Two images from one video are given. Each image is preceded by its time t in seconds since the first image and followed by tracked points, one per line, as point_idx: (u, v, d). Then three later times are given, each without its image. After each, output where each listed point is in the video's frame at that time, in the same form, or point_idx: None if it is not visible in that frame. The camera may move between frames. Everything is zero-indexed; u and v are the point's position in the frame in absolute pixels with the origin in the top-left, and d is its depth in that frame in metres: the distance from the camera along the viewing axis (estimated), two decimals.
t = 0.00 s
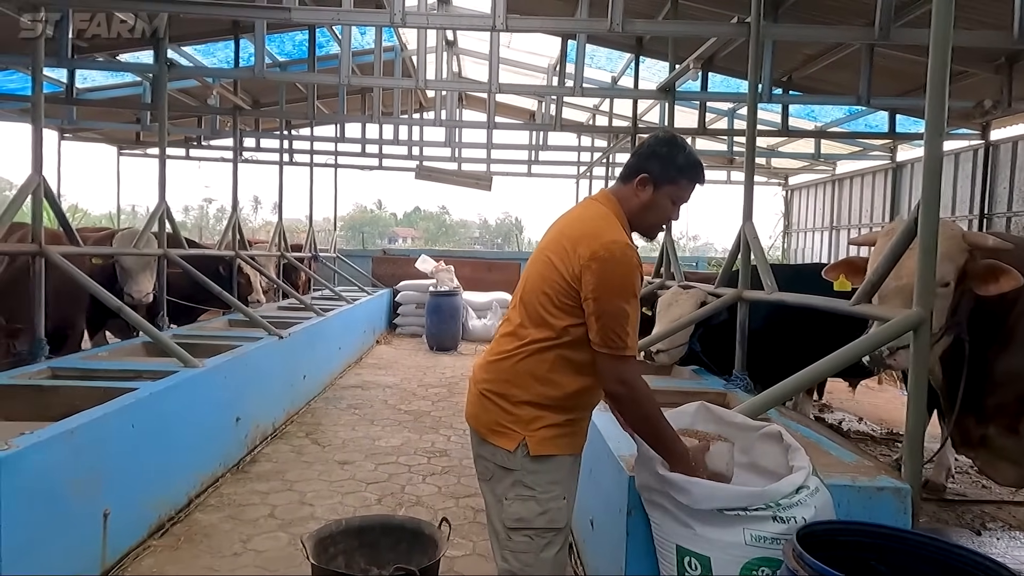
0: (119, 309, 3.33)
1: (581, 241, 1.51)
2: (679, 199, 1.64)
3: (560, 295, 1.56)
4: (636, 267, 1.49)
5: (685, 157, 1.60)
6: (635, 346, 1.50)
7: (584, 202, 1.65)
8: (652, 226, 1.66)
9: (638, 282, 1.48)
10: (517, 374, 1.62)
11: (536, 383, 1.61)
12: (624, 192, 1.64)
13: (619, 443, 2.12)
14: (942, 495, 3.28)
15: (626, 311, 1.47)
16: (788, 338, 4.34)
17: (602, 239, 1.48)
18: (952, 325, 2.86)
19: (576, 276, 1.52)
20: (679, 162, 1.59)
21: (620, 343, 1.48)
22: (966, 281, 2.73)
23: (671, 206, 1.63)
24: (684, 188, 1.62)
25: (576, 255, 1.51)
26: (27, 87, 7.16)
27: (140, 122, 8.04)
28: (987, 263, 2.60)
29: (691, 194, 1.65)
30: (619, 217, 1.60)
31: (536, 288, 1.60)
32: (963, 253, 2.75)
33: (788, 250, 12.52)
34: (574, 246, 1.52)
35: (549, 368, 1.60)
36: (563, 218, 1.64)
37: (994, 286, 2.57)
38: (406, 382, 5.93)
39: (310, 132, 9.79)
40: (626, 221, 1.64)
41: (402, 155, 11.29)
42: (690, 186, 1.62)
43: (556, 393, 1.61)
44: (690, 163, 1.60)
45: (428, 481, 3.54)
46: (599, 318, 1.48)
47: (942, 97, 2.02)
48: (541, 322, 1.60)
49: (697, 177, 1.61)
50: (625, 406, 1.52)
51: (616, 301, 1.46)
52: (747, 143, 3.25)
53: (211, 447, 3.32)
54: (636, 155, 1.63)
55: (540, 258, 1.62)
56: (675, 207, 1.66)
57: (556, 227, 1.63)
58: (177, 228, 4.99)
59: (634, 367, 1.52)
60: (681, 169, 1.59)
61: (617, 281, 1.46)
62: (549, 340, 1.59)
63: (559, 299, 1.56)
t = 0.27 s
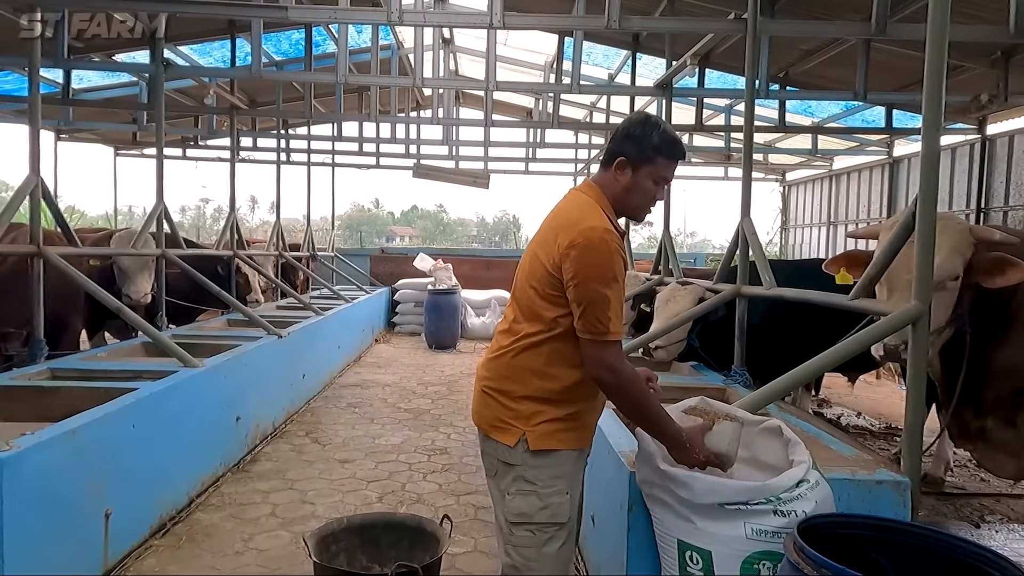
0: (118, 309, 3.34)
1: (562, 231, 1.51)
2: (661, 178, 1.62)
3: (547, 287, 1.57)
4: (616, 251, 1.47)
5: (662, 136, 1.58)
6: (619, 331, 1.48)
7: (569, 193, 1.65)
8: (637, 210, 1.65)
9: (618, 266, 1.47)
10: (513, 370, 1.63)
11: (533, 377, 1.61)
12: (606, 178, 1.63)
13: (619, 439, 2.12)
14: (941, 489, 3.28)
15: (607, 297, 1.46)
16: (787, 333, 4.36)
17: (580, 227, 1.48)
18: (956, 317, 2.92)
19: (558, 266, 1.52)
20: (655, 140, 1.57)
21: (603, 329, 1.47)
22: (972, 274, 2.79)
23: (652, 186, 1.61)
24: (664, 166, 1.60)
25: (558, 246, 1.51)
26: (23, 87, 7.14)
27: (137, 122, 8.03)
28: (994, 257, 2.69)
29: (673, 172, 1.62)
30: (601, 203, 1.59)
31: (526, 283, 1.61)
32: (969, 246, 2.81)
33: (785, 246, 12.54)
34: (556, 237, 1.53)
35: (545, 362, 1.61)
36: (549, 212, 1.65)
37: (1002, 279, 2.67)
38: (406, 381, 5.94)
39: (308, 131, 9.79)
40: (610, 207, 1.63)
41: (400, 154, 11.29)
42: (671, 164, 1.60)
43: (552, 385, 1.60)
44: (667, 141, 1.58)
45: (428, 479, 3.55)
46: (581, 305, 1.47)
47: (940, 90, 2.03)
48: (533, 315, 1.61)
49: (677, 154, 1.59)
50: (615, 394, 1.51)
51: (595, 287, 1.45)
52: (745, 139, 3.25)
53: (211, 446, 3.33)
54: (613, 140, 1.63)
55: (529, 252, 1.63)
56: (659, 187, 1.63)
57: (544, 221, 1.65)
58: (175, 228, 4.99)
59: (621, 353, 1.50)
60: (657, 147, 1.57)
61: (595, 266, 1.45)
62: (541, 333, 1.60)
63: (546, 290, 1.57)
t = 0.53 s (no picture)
0: (116, 309, 3.33)
1: (549, 227, 1.52)
2: (655, 172, 1.59)
3: (539, 283, 1.57)
4: (600, 243, 1.46)
5: (653, 130, 1.55)
6: (604, 323, 1.46)
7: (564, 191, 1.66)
8: (633, 206, 1.62)
9: (603, 258, 1.45)
10: (510, 368, 1.64)
11: (528, 375, 1.62)
12: (599, 175, 1.62)
13: (619, 438, 2.13)
14: (938, 486, 3.29)
15: (590, 289, 1.45)
16: (785, 332, 4.36)
17: (565, 221, 1.49)
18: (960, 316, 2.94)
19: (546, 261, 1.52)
20: (646, 135, 1.55)
21: (587, 322, 1.45)
22: (976, 273, 2.83)
23: (647, 180, 1.59)
24: (657, 160, 1.57)
25: (545, 241, 1.52)
26: (20, 86, 7.13)
27: (135, 122, 8.02)
28: (999, 257, 2.73)
29: (669, 165, 1.59)
30: (592, 199, 1.59)
31: (521, 280, 1.63)
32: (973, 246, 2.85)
33: (783, 245, 12.56)
34: (544, 233, 1.53)
35: (540, 358, 1.61)
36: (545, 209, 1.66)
37: (1007, 278, 2.70)
38: (405, 380, 5.94)
39: (306, 131, 9.78)
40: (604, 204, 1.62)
41: (397, 153, 11.29)
42: (665, 158, 1.57)
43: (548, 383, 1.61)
44: (658, 134, 1.55)
45: (428, 478, 3.55)
46: (565, 297, 1.46)
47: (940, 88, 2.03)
48: (527, 313, 1.61)
49: (669, 147, 1.56)
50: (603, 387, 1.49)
51: (578, 278, 1.44)
52: (744, 138, 3.26)
53: (210, 446, 3.33)
54: (606, 136, 1.62)
55: (524, 250, 1.64)
56: (655, 182, 1.61)
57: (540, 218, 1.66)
58: (173, 228, 4.98)
59: (609, 347, 1.48)
60: (648, 141, 1.55)
61: (577, 258, 1.44)
62: (535, 329, 1.60)
63: (538, 287, 1.58)
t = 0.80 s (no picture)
0: (116, 313, 3.32)
1: (535, 230, 1.52)
2: (649, 176, 1.55)
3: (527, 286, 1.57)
4: (579, 247, 1.44)
5: (646, 134, 1.52)
6: (581, 327, 1.44)
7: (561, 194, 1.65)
8: (628, 211, 1.58)
9: (582, 262, 1.44)
10: (498, 370, 1.64)
11: (515, 377, 1.61)
12: (593, 179, 1.60)
13: (619, 442, 2.13)
14: (937, 490, 3.30)
15: (567, 293, 1.43)
16: (784, 336, 4.37)
17: (548, 224, 1.48)
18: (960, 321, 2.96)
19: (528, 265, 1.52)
20: (637, 138, 1.51)
21: (563, 325, 1.43)
22: (976, 278, 2.86)
23: (640, 185, 1.54)
24: (649, 163, 1.52)
25: (530, 245, 1.52)
26: (18, 89, 7.12)
27: (133, 125, 8.02)
28: (1000, 262, 2.76)
29: (663, 170, 1.54)
30: (583, 203, 1.57)
31: (512, 282, 1.63)
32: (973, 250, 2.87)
33: (780, 248, 12.59)
34: (530, 236, 1.54)
35: (527, 361, 1.60)
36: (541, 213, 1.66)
37: (1008, 283, 2.73)
38: (403, 383, 5.94)
39: (304, 134, 9.78)
40: (597, 209, 1.59)
41: (395, 156, 11.30)
42: (658, 162, 1.53)
43: (534, 386, 1.59)
44: (650, 138, 1.51)
45: (427, 482, 3.55)
46: (543, 300, 1.46)
47: (937, 92, 2.04)
48: (515, 315, 1.61)
49: (660, 151, 1.51)
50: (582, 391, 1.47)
51: (556, 281, 1.43)
52: (743, 143, 3.26)
53: (209, 450, 3.32)
54: (602, 140, 1.60)
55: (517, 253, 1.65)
56: (650, 187, 1.56)
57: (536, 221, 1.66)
58: (172, 231, 4.97)
59: (588, 351, 1.45)
60: (638, 144, 1.51)
61: (555, 261, 1.44)
62: (521, 332, 1.59)
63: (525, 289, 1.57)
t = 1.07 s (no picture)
0: (117, 306, 3.33)
1: (528, 229, 1.51)
2: (648, 175, 1.50)
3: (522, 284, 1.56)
4: (568, 248, 1.43)
5: (643, 131, 1.47)
6: (570, 328, 1.42)
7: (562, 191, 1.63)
8: (627, 210, 1.54)
9: (570, 262, 1.42)
10: (493, 367, 1.63)
11: (509, 374, 1.60)
12: (591, 177, 1.56)
13: (623, 438, 2.14)
14: (938, 487, 3.30)
15: (555, 293, 1.42)
16: (786, 333, 4.37)
17: (539, 224, 1.47)
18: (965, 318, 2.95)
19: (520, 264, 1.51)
20: (634, 136, 1.46)
21: (550, 327, 1.42)
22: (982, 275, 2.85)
23: (637, 185, 1.50)
24: (647, 162, 1.48)
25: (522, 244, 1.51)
26: (21, 83, 7.12)
27: (135, 119, 8.01)
28: (1004, 257, 2.73)
29: (663, 167, 1.49)
30: (580, 201, 1.54)
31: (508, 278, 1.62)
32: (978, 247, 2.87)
33: (782, 245, 12.59)
34: (525, 234, 1.52)
35: (522, 359, 1.58)
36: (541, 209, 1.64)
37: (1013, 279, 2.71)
38: (404, 379, 5.95)
39: (306, 129, 9.78)
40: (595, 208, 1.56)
41: (397, 152, 11.30)
42: (656, 160, 1.48)
43: (529, 385, 1.58)
44: (647, 135, 1.46)
45: (428, 477, 3.55)
46: (532, 300, 1.44)
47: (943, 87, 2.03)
48: (511, 311, 1.60)
49: (659, 148, 1.46)
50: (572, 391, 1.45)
51: (544, 282, 1.42)
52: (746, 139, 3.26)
53: (211, 444, 3.32)
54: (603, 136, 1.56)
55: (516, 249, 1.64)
56: (648, 186, 1.51)
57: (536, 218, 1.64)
58: (174, 226, 4.98)
59: (577, 352, 1.44)
60: (635, 142, 1.47)
61: (543, 261, 1.42)
62: (514, 330, 1.58)
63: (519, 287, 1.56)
